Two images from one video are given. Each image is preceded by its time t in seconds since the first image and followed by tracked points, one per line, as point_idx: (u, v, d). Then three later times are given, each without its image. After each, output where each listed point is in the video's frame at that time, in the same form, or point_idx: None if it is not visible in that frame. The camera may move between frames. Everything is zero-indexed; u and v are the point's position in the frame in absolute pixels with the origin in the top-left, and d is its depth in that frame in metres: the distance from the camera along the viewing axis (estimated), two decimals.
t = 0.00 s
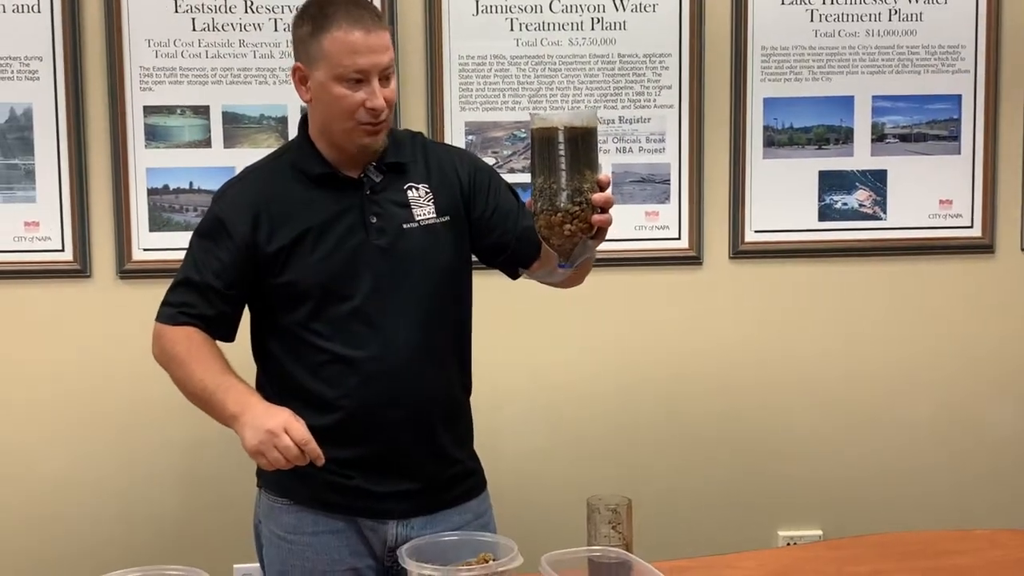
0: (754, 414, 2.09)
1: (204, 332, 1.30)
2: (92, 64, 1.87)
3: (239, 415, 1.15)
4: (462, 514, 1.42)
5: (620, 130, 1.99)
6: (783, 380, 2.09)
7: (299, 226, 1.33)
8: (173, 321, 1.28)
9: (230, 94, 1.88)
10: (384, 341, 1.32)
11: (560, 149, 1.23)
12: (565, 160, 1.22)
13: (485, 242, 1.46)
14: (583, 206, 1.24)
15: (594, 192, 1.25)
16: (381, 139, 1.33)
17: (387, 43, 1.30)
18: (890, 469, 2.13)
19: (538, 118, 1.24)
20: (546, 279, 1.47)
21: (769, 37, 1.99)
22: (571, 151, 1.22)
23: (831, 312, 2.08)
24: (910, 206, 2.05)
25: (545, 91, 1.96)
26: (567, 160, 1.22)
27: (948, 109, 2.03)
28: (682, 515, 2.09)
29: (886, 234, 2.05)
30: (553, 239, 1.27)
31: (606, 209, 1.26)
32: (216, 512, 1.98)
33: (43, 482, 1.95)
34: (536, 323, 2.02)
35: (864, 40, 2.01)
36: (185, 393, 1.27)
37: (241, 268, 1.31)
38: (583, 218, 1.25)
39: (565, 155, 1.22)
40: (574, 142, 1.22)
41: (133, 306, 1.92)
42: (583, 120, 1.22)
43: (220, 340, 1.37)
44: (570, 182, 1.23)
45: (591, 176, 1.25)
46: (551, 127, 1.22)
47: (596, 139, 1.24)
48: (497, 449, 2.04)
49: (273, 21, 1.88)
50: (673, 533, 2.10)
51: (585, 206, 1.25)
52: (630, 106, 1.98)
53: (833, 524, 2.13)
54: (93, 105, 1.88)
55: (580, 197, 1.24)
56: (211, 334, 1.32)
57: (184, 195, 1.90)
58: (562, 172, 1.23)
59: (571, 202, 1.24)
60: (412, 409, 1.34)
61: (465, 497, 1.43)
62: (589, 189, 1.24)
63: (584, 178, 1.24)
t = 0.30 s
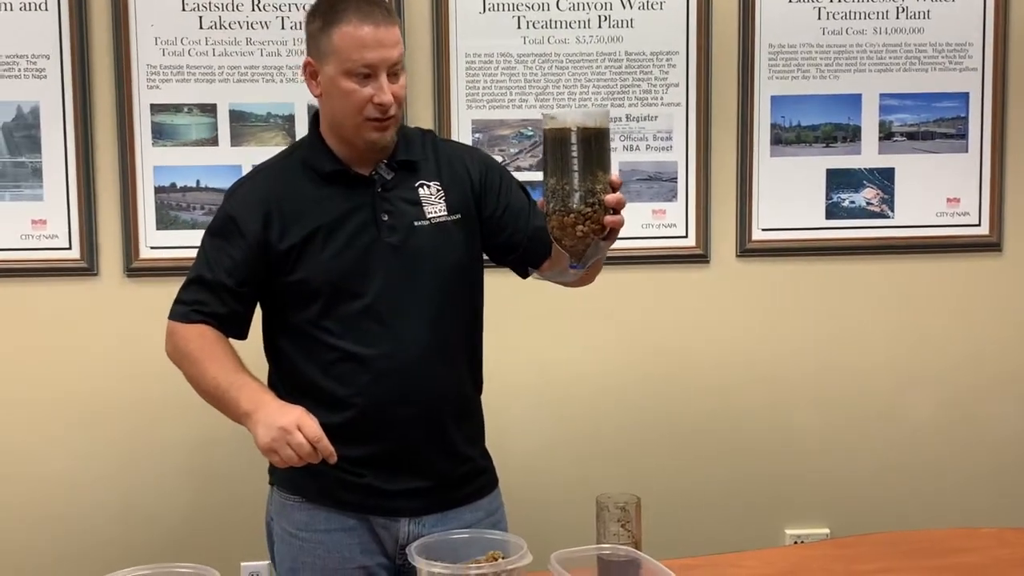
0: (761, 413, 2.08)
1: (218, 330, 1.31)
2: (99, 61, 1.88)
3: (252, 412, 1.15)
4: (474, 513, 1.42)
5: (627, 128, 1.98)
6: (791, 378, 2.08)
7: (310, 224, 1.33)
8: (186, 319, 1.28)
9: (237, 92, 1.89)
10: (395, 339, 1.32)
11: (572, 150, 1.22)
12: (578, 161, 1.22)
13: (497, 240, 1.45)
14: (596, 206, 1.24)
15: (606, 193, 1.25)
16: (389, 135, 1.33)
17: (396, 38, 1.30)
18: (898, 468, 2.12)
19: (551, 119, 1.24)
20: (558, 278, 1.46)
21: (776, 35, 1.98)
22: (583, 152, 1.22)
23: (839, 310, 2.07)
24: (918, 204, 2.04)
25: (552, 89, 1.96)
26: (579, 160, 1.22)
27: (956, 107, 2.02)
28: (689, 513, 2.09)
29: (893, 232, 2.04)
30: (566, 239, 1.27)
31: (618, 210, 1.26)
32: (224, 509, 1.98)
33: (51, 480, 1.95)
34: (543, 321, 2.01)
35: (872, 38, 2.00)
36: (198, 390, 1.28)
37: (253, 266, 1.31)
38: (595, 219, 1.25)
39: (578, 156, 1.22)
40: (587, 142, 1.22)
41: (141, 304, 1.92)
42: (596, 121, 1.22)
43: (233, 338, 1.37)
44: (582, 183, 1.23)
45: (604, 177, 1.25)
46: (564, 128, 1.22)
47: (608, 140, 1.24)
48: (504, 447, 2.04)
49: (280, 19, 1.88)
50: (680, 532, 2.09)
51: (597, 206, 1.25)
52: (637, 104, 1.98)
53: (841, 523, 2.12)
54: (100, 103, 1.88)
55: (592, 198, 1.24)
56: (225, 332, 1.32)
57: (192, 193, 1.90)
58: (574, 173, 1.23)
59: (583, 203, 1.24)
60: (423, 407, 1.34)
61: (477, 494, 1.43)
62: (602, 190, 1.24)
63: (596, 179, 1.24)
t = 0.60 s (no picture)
0: (762, 412, 2.09)
1: (226, 331, 1.30)
2: (99, 63, 1.88)
3: (261, 414, 1.16)
4: (480, 513, 1.43)
5: (627, 128, 1.99)
6: (791, 377, 2.09)
7: (317, 224, 1.33)
8: (195, 320, 1.28)
9: (237, 94, 1.89)
10: (402, 340, 1.33)
11: (581, 157, 1.23)
12: (586, 167, 1.22)
13: (503, 243, 1.46)
14: (604, 213, 1.25)
15: (615, 200, 1.25)
16: (377, 134, 1.31)
17: (397, 39, 1.29)
18: (899, 466, 2.12)
19: (558, 126, 1.24)
20: (567, 285, 1.49)
21: (776, 35, 1.98)
22: (591, 158, 1.23)
23: (839, 309, 2.08)
24: (917, 203, 2.04)
25: (552, 90, 1.96)
26: (587, 167, 1.22)
27: (955, 106, 2.02)
28: (691, 513, 2.09)
29: (893, 231, 2.05)
30: (574, 246, 1.28)
31: (626, 216, 1.27)
32: (226, 511, 1.98)
33: (52, 482, 1.95)
34: (544, 321, 2.02)
35: (871, 38, 2.00)
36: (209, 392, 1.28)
37: (261, 267, 1.31)
38: (605, 225, 1.26)
39: (586, 163, 1.22)
40: (594, 149, 1.22)
41: (141, 305, 1.92)
42: (603, 128, 1.22)
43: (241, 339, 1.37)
44: (590, 190, 1.24)
45: (612, 184, 1.25)
46: (573, 134, 1.21)
47: (616, 146, 1.24)
48: (505, 447, 2.04)
49: (280, 20, 1.88)
50: (682, 531, 2.10)
51: (605, 213, 1.25)
52: (637, 104, 1.98)
53: (842, 522, 2.12)
54: (100, 105, 1.88)
55: (600, 204, 1.24)
56: (234, 334, 1.31)
57: (192, 195, 1.90)
58: (583, 179, 1.23)
59: (592, 209, 1.24)
60: (430, 409, 1.35)
61: (484, 495, 1.43)
62: (610, 197, 1.24)
63: (605, 185, 1.24)
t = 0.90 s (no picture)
0: (751, 410, 2.10)
1: (222, 335, 1.29)
2: (85, 63, 1.86)
3: (261, 419, 1.15)
4: (476, 513, 1.43)
5: (616, 127, 1.99)
6: (780, 375, 2.10)
7: (312, 225, 1.32)
8: (190, 324, 1.27)
9: (225, 94, 1.87)
10: (398, 341, 1.32)
11: (576, 158, 1.22)
12: (581, 169, 1.22)
13: (498, 243, 1.46)
14: (600, 215, 1.25)
15: (610, 201, 1.26)
16: (370, 134, 1.31)
17: (391, 38, 1.29)
18: (887, 462, 2.14)
19: (553, 127, 1.23)
20: (564, 286, 1.49)
21: (763, 34, 1.99)
22: (586, 160, 1.22)
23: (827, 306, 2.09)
24: (904, 200, 2.06)
25: (540, 89, 1.96)
26: (583, 169, 1.22)
27: (941, 104, 2.04)
28: (681, 511, 2.10)
29: (880, 228, 2.06)
30: (570, 247, 1.28)
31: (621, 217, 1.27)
32: (215, 513, 1.97)
33: (39, 486, 1.93)
34: (534, 320, 2.01)
35: (857, 36, 2.01)
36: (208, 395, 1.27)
37: (255, 268, 1.30)
38: (600, 227, 1.26)
39: (581, 165, 1.22)
40: (589, 150, 1.22)
41: (128, 307, 1.90)
42: (598, 129, 1.21)
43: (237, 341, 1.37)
44: (586, 192, 1.23)
45: (607, 185, 1.25)
46: (568, 136, 1.21)
47: (610, 147, 1.23)
48: (495, 447, 2.04)
49: (267, 19, 1.87)
50: (674, 529, 2.10)
51: (601, 215, 1.25)
52: (625, 103, 1.98)
53: (831, 518, 2.13)
54: (86, 105, 1.86)
55: (596, 206, 1.24)
56: (229, 336, 1.31)
57: (179, 196, 1.88)
58: (578, 181, 1.23)
59: (588, 211, 1.24)
60: (426, 410, 1.34)
61: (480, 495, 1.43)
62: (605, 199, 1.25)
63: (600, 187, 1.24)
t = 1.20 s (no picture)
0: (736, 405, 2.11)
1: (211, 333, 1.29)
2: (64, 58, 1.83)
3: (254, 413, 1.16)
4: (466, 512, 1.43)
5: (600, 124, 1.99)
6: (764, 370, 2.11)
7: (297, 221, 1.31)
8: (177, 322, 1.27)
9: (207, 90, 1.86)
10: (386, 338, 1.31)
11: (569, 159, 1.22)
12: (574, 171, 1.21)
13: (486, 242, 1.45)
14: (591, 217, 1.24)
15: (601, 204, 1.25)
16: (355, 133, 1.30)
17: (376, 36, 1.28)
18: (870, 456, 2.16)
19: (546, 129, 1.22)
20: (551, 288, 1.49)
21: (746, 30, 2.00)
22: (579, 161, 1.22)
23: (810, 301, 2.10)
24: (886, 196, 2.07)
25: (524, 85, 1.96)
26: (576, 170, 1.22)
27: (922, 101, 2.05)
28: (667, 506, 2.10)
29: (862, 224, 2.08)
30: (560, 248, 1.27)
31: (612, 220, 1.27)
32: (199, 513, 1.95)
33: (19, 487, 1.91)
34: (519, 317, 2.01)
35: (839, 33, 2.03)
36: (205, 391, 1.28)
37: (242, 266, 1.29)
38: (591, 229, 1.25)
39: (574, 166, 1.21)
40: (583, 152, 1.21)
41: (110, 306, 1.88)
42: (592, 132, 1.21)
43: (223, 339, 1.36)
44: (578, 194, 1.23)
45: (599, 188, 1.24)
46: (561, 137, 1.20)
47: (603, 149, 1.23)
48: (481, 444, 2.03)
49: (249, 15, 1.85)
50: (660, 524, 2.11)
51: (592, 217, 1.25)
52: (610, 100, 1.98)
53: (815, 512, 2.15)
54: (65, 100, 1.84)
55: (588, 208, 1.23)
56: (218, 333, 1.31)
57: (161, 193, 1.86)
58: (570, 183, 1.22)
59: (580, 213, 1.23)
60: (414, 407, 1.34)
61: (468, 494, 1.43)
62: (597, 201, 1.24)
63: (593, 190, 1.24)
